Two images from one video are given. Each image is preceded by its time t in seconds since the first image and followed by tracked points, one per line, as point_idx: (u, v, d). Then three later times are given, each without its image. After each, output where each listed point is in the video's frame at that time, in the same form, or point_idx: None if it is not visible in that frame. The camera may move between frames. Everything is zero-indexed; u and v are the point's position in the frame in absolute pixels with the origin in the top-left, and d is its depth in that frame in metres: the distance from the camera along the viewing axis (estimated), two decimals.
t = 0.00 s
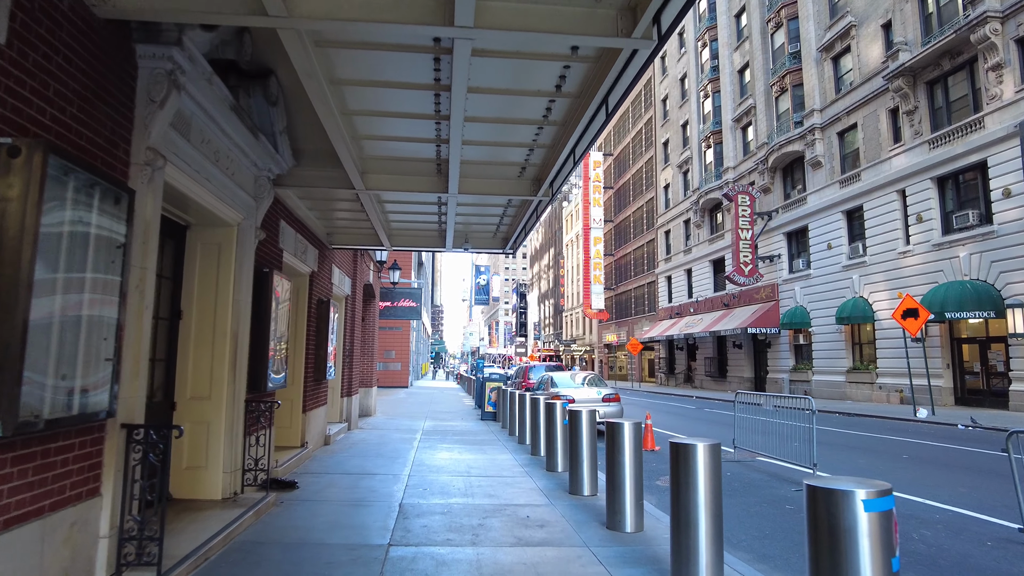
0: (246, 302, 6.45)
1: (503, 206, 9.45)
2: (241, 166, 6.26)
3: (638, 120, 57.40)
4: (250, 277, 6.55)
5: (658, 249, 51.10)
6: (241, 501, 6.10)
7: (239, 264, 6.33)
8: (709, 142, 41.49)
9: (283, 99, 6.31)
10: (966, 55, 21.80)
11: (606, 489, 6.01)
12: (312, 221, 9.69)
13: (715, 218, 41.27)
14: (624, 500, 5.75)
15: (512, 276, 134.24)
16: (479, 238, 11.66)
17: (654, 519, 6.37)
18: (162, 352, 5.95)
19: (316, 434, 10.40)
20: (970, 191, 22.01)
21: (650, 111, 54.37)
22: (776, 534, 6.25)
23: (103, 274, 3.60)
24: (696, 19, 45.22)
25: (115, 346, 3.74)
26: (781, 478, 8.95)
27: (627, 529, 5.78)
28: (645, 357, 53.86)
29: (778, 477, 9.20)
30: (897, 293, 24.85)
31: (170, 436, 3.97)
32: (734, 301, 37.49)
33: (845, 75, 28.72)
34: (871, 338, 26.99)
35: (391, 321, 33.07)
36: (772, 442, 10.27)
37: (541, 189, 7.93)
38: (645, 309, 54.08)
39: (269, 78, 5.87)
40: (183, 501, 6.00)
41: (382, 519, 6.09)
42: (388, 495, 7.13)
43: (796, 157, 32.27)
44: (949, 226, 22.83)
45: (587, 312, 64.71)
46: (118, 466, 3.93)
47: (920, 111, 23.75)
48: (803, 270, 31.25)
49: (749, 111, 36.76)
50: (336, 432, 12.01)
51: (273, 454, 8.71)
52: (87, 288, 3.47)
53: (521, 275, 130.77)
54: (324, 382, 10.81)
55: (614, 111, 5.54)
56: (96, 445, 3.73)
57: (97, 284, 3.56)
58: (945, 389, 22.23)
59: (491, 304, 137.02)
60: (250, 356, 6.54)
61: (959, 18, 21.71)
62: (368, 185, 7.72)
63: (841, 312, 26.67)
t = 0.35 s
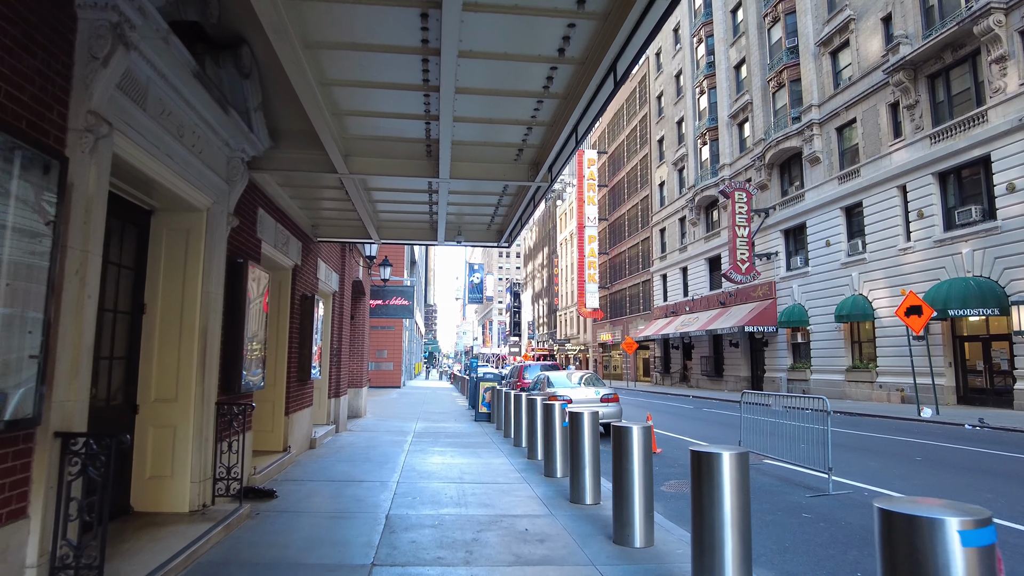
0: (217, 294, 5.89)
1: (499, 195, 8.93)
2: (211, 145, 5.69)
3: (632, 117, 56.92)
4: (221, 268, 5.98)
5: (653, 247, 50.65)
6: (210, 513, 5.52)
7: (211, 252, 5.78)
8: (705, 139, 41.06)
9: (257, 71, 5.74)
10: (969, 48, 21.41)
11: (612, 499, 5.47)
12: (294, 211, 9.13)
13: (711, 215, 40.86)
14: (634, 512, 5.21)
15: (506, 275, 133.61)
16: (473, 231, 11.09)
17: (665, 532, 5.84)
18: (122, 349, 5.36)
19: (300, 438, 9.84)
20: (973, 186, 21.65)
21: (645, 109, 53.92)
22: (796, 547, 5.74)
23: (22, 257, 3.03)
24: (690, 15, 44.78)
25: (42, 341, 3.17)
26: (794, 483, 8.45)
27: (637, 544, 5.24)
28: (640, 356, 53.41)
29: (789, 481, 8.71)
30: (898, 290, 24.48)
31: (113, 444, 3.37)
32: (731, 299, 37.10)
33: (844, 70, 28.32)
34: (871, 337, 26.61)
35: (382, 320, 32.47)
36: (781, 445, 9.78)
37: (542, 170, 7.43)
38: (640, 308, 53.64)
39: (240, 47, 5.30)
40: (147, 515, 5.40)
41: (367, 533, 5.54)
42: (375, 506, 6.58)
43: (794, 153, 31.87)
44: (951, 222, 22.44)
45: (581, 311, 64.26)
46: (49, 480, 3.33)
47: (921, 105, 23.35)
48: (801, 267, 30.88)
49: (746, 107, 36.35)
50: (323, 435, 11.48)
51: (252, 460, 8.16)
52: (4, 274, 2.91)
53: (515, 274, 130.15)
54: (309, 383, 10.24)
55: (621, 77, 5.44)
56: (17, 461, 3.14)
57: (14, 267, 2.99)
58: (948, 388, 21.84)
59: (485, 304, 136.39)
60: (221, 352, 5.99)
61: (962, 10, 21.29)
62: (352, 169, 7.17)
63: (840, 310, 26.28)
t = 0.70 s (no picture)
0: (198, 282, 5.36)
1: (505, 181, 8.40)
2: (190, 115, 5.13)
3: (634, 115, 56.42)
4: (202, 253, 5.44)
5: (655, 247, 50.15)
6: (188, 523, 4.99)
7: (189, 237, 5.23)
8: (708, 137, 40.56)
9: (241, 36, 5.19)
10: (982, 40, 20.90)
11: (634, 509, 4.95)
12: (286, 198, 8.59)
13: (715, 214, 40.35)
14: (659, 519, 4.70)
15: (506, 276, 132.97)
16: (475, 221, 10.52)
17: (690, 544, 5.33)
18: (89, 341, 4.79)
19: (293, 439, 9.34)
20: (986, 182, 21.12)
21: (646, 107, 53.43)
22: (834, 560, 5.22)
23: None
24: (692, 11, 44.28)
25: None
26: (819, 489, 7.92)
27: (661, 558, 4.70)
28: (642, 357, 52.90)
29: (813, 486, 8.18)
30: (907, 288, 23.97)
31: (53, 448, 2.81)
32: (735, 299, 36.61)
33: (851, 65, 27.82)
34: (879, 336, 26.12)
35: (381, 320, 31.94)
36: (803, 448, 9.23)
37: (549, 156, 6.80)
38: (641, 308, 53.16)
39: (222, 6, 4.76)
40: (115, 526, 4.84)
41: (362, 545, 5.00)
42: (371, 514, 6.04)
43: (799, 150, 31.38)
44: (963, 218, 21.92)
45: (582, 311, 63.77)
46: None
47: (932, 99, 22.83)
48: (807, 266, 30.42)
49: (750, 104, 35.85)
50: (318, 436, 10.96)
51: (239, 463, 7.63)
52: None
53: (515, 275, 129.54)
54: (303, 381, 9.73)
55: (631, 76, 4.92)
56: None
57: None
58: (960, 388, 21.33)
59: (485, 305, 135.88)
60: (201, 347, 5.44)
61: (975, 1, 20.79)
62: (347, 147, 6.56)
63: (848, 309, 25.81)
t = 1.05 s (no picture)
0: (163, 276, 4.77)
1: (508, 170, 7.81)
2: (152, 86, 4.54)
3: (634, 113, 55.87)
4: (169, 242, 4.86)
5: (655, 245, 49.62)
6: (148, 548, 4.39)
7: (151, 223, 4.63)
8: (710, 134, 40.01)
9: None
10: (994, 32, 20.38)
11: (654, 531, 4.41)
12: (271, 188, 8.02)
13: (716, 212, 39.83)
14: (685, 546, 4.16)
15: (503, 275, 132.37)
16: (474, 214, 9.86)
17: (716, 570, 4.78)
18: (33, 342, 4.18)
19: (279, 445, 8.80)
20: (998, 178, 20.59)
21: (646, 104, 52.87)
22: None
23: None
24: (694, 7, 43.72)
25: None
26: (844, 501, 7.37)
27: None
28: (641, 356, 52.38)
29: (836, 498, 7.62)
30: (914, 287, 23.49)
31: None
32: (736, 298, 36.12)
33: (857, 59, 27.29)
34: (885, 336, 25.62)
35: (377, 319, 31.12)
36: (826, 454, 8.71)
37: (557, 139, 6.18)
38: (641, 307, 52.65)
39: None
40: (64, 553, 4.24)
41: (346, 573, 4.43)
42: (360, 533, 5.48)
43: (803, 146, 30.87)
44: (973, 216, 21.40)
45: (580, 310, 63.25)
46: None
47: (942, 94, 22.30)
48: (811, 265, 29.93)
49: (752, 100, 35.31)
50: (307, 441, 10.41)
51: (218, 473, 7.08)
52: None
53: (513, 274, 128.96)
54: (290, 383, 9.16)
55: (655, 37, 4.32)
56: None
57: None
58: (970, 390, 20.82)
59: (482, 304, 135.27)
60: (167, 347, 4.85)
61: None
62: (332, 128, 5.92)
63: (854, 309, 25.31)
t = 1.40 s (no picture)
0: (123, 264, 4.24)
1: (508, 154, 7.21)
2: (105, 43, 3.96)
3: (631, 110, 55.40)
4: (130, 226, 4.32)
5: (653, 244, 49.15)
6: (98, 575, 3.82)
7: (105, 201, 4.06)
8: (709, 130, 39.53)
9: None
10: (1003, 24, 19.91)
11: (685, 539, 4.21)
12: (253, 174, 7.46)
13: (715, 210, 39.37)
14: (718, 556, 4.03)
15: (500, 274, 131.81)
16: (472, 203, 9.22)
17: None
18: None
19: (264, 449, 8.24)
20: (1007, 172, 20.12)
21: (644, 102, 52.42)
22: None
23: None
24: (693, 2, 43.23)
25: None
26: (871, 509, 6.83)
27: None
28: (639, 356, 51.92)
29: (860, 505, 7.10)
30: (920, 285, 23.04)
31: None
32: (737, 297, 35.65)
33: (861, 53, 26.83)
34: (890, 334, 25.15)
35: (372, 318, 31.28)
36: (848, 460, 8.18)
37: (564, 113, 5.61)
38: (638, 306, 52.18)
39: None
40: None
41: None
42: (345, 551, 4.91)
43: (805, 142, 30.41)
44: (981, 211, 20.94)
45: (578, 310, 62.75)
46: None
47: (948, 87, 21.85)
48: (813, 262, 29.47)
49: (752, 96, 34.85)
50: (295, 445, 9.85)
51: (195, 482, 6.52)
52: None
53: (510, 274, 128.45)
54: (275, 384, 8.60)
55: None
56: None
57: None
58: (979, 389, 20.34)
59: (479, 304, 134.76)
60: (125, 342, 4.28)
61: None
62: (314, 101, 5.36)
63: (858, 307, 24.84)
